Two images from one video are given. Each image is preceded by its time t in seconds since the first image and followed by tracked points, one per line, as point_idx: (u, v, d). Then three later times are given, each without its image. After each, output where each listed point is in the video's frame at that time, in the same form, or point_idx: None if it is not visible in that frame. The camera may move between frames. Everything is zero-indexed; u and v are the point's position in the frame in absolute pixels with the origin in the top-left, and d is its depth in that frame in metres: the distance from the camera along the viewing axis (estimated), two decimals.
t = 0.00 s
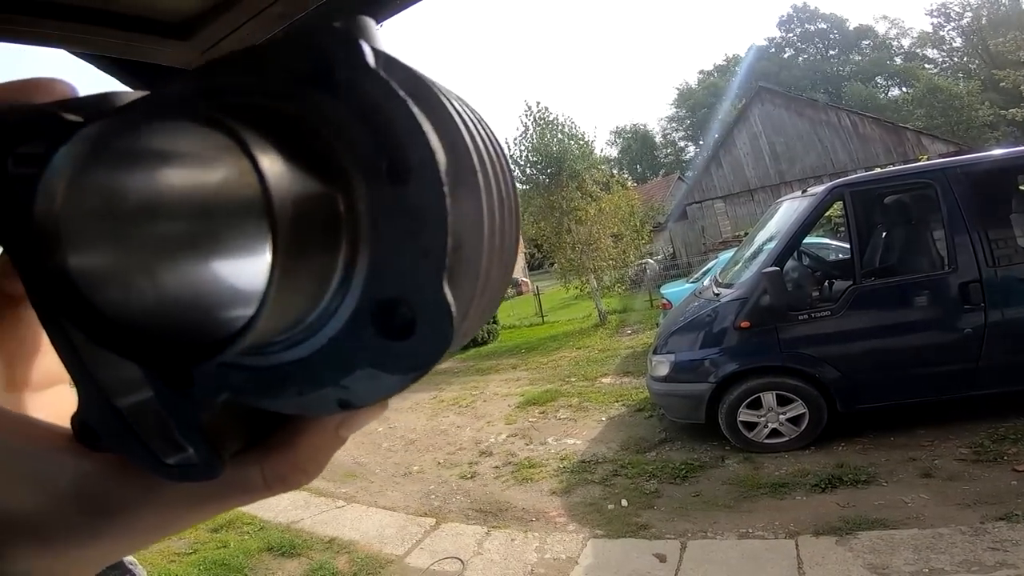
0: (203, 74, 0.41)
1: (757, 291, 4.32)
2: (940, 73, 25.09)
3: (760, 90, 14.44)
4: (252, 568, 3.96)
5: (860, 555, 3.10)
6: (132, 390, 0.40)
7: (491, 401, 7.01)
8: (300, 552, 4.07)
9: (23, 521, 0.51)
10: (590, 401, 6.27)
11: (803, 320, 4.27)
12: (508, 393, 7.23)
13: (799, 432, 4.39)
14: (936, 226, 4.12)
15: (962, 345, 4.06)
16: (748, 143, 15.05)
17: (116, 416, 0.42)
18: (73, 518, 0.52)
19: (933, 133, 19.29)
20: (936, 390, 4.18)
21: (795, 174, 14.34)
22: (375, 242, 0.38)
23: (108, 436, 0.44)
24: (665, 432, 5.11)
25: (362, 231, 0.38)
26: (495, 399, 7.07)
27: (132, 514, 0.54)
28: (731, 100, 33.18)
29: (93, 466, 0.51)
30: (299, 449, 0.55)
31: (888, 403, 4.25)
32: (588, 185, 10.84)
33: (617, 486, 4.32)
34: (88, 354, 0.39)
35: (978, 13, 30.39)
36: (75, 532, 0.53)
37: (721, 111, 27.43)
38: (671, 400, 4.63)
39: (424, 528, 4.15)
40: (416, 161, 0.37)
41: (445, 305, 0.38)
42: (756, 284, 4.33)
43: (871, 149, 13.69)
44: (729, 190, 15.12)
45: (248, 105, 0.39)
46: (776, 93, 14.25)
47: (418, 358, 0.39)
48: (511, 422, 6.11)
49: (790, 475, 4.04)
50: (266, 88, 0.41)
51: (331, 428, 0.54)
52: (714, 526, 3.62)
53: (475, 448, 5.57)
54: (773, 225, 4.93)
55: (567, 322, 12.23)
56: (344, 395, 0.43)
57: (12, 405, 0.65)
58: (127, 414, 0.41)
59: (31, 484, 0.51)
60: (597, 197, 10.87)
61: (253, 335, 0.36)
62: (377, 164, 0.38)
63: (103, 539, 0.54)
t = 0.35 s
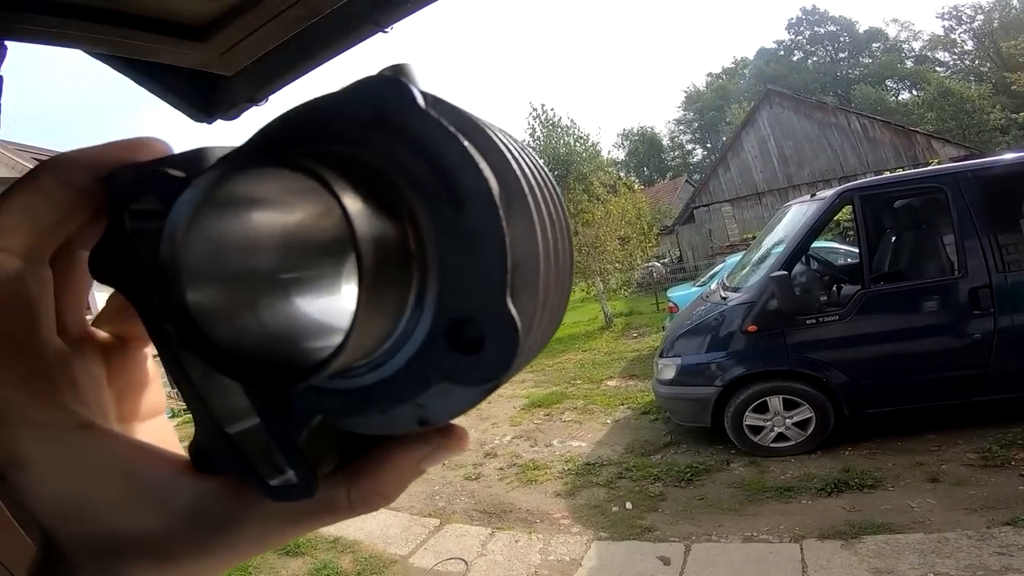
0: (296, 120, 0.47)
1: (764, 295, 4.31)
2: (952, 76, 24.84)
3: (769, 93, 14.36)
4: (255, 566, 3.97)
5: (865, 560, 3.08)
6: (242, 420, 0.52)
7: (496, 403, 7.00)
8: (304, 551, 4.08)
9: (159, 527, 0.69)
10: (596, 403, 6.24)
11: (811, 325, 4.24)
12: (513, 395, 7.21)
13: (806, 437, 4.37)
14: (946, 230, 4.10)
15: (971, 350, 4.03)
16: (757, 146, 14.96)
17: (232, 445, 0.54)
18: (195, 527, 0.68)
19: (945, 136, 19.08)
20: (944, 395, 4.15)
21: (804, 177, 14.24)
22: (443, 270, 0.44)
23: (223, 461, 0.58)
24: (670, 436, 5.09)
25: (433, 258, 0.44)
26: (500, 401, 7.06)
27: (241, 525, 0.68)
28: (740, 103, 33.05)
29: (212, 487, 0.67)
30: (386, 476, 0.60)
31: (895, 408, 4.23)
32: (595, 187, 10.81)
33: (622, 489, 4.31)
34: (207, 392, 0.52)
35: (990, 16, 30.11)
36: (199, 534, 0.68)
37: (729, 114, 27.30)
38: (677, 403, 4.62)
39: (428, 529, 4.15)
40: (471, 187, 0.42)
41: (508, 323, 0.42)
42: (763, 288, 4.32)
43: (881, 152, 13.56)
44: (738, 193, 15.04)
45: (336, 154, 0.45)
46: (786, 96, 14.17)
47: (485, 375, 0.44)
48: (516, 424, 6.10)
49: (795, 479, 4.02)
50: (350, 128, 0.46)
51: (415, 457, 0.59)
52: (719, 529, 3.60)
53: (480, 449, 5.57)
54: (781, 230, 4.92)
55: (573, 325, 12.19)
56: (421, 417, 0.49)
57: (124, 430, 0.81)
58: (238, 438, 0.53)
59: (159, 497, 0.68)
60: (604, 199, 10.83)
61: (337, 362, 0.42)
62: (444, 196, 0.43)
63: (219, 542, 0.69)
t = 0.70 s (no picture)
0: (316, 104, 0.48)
1: (770, 299, 4.29)
2: (960, 81, 24.73)
3: (776, 97, 14.34)
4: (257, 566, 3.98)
5: (868, 564, 3.06)
6: (267, 418, 0.52)
7: (500, 405, 7.00)
8: (306, 551, 4.09)
9: (181, 525, 0.71)
10: (599, 406, 6.23)
11: (816, 329, 4.22)
12: (517, 397, 7.21)
13: (810, 441, 4.34)
14: (953, 235, 4.09)
15: (978, 355, 4.00)
16: (763, 150, 14.94)
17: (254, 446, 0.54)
18: (218, 527, 0.70)
19: (953, 141, 18.99)
20: (951, 400, 4.12)
21: (810, 181, 14.19)
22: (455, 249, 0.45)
23: (246, 461, 0.58)
24: (674, 439, 5.08)
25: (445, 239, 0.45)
26: (503, 403, 7.06)
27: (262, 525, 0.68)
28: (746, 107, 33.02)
29: (233, 486, 0.69)
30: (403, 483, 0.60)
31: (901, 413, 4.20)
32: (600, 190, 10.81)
33: (624, 492, 4.30)
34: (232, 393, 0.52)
35: (998, 21, 29.98)
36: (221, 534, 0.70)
37: (736, 118, 27.28)
38: (681, 407, 4.60)
39: (430, 530, 4.15)
40: (481, 164, 0.44)
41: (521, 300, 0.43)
42: (769, 292, 4.31)
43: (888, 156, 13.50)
44: (743, 197, 15.02)
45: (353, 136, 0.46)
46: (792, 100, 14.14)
47: (500, 355, 0.44)
48: (519, 426, 6.10)
49: (799, 483, 4.00)
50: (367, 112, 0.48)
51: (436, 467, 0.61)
52: (721, 533, 3.58)
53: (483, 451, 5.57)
54: (787, 235, 4.91)
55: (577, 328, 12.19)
56: (439, 410, 0.49)
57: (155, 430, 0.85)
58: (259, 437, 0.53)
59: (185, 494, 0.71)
60: (609, 202, 10.82)
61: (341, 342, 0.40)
62: (454, 177, 0.45)
63: (241, 543, 0.70)
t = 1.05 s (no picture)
0: (349, 173, 0.49)
1: (772, 302, 4.29)
2: (964, 85, 24.68)
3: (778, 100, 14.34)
4: (255, 566, 3.98)
5: (867, 568, 3.05)
6: (274, 431, 0.55)
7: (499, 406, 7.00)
8: (305, 551, 4.08)
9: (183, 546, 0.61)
10: (600, 409, 6.23)
11: (818, 333, 4.22)
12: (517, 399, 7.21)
13: (811, 444, 4.34)
14: (956, 239, 4.07)
15: (979, 360, 3.99)
16: (764, 153, 14.93)
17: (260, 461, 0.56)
18: (227, 538, 0.62)
19: (956, 145, 18.93)
20: (952, 404, 4.11)
21: (812, 185, 14.18)
22: (528, 349, 0.55)
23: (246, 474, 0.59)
24: (674, 442, 5.07)
25: (518, 338, 0.54)
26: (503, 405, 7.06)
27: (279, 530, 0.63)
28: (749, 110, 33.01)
29: (244, 493, 0.61)
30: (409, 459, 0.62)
31: (902, 418, 4.19)
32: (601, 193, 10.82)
33: (624, 494, 4.29)
34: (225, 400, 0.55)
35: (1002, 25, 29.90)
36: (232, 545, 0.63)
37: (738, 121, 27.26)
38: (682, 410, 4.59)
39: (429, 531, 4.15)
40: (572, 292, 0.52)
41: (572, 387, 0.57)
42: (771, 296, 4.30)
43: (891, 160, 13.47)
44: (745, 200, 15.01)
45: (404, 224, 0.50)
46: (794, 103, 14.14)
47: (542, 421, 0.58)
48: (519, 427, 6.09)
49: (800, 487, 3.98)
50: (424, 195, 0.51)
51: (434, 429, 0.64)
52: (721, 536, 3.57)
53: (482, 452, 5.56)
54: (789, 238, 4.91)
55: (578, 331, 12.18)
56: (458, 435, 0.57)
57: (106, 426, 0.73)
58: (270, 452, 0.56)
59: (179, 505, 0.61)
60: (610, 205, 10.82)
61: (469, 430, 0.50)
62: (538, 291, 0.53)
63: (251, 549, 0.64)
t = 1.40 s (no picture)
0: (310, 135, 0.53)
1: (769, 303, 4.30)
2: (961, 88, 24.73)
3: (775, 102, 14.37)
4: (251, 566, 3.98)
5: (864, 568, 3.06)
6: (236, 404, 0.62)
7: (497, 408, 6.99)
8: (301, 552, 4.08)
9: (137, 518, 0.67)
10: (597, 410, 6.23)
11: (815, 334, 4.22)
12: (515, 400, 7.20)
13: (808, 445, 4.34)
14: (952, 241, 4.08)
15: (975, 361, 4.00)
16: (762, 155, 14.96)
17: (219, 430, 0.63)
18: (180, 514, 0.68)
19: (954, 147, 18.96)
20: (948, 405, 4.12)
21: (810, 187, 14.20)
22: (484, 309, 0.58)
23: (205, 444, 0.65)
24: (671, 443, 5.08)
25: (473, 300, 0.57)
26: (502, 406, 7.05)
27: (231, 507, 0.70)
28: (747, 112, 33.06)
29: (198, 468, 0.68)
30: (361, 437, 0.69)
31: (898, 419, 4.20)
32: (600, 194, 10.84)
33: (621, 495, 4.29)
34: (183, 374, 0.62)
35: (1000, 28, 29.99)
36: (183, 523, 0.68)
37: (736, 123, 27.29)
38: (678, 410, 4.60)
39: (426, 532, 4.15)
40: (524, 249, 0.55)
41: (529, 345, 0.59)
42: (768, 297, 4.31)
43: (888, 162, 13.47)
44: (743, 202, 15.04)
45: (366, 187, 0.54)
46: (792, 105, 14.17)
47: (504, 381, 0.61)
48: (516, 428, 6.09)
49: (796, 488, 3.99)
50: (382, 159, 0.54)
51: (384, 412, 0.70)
52: (718, 537, 3.58)
53: (480, 453, 5.56)
54: (786, 239, 4.92)
55: (576, 332, 12.18)
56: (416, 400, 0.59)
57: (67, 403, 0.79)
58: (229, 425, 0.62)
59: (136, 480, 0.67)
60: (608, 206, 10.83)
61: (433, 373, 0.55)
62: (492, 248, 0.55)
63: (202, 526, 0.70)
